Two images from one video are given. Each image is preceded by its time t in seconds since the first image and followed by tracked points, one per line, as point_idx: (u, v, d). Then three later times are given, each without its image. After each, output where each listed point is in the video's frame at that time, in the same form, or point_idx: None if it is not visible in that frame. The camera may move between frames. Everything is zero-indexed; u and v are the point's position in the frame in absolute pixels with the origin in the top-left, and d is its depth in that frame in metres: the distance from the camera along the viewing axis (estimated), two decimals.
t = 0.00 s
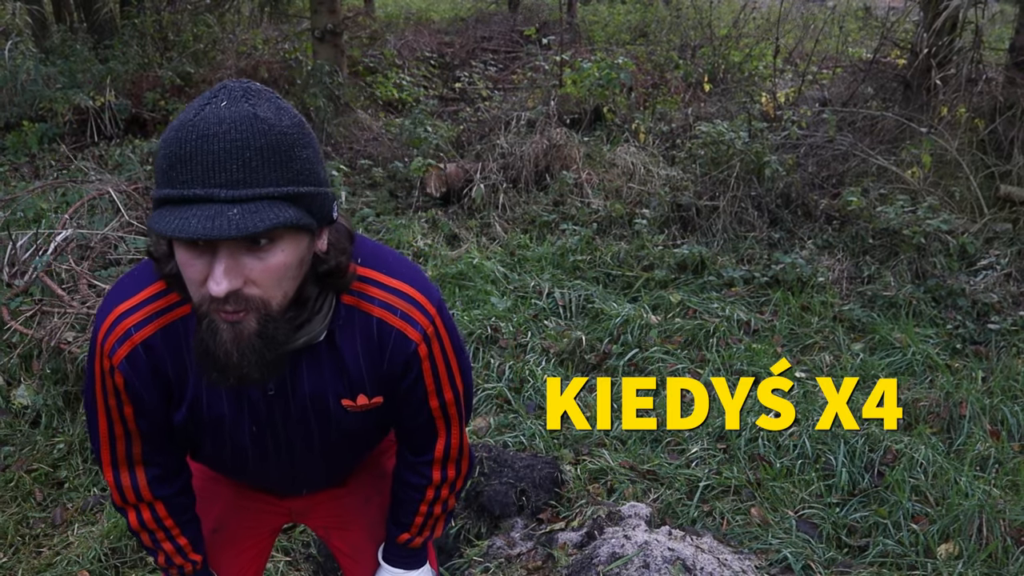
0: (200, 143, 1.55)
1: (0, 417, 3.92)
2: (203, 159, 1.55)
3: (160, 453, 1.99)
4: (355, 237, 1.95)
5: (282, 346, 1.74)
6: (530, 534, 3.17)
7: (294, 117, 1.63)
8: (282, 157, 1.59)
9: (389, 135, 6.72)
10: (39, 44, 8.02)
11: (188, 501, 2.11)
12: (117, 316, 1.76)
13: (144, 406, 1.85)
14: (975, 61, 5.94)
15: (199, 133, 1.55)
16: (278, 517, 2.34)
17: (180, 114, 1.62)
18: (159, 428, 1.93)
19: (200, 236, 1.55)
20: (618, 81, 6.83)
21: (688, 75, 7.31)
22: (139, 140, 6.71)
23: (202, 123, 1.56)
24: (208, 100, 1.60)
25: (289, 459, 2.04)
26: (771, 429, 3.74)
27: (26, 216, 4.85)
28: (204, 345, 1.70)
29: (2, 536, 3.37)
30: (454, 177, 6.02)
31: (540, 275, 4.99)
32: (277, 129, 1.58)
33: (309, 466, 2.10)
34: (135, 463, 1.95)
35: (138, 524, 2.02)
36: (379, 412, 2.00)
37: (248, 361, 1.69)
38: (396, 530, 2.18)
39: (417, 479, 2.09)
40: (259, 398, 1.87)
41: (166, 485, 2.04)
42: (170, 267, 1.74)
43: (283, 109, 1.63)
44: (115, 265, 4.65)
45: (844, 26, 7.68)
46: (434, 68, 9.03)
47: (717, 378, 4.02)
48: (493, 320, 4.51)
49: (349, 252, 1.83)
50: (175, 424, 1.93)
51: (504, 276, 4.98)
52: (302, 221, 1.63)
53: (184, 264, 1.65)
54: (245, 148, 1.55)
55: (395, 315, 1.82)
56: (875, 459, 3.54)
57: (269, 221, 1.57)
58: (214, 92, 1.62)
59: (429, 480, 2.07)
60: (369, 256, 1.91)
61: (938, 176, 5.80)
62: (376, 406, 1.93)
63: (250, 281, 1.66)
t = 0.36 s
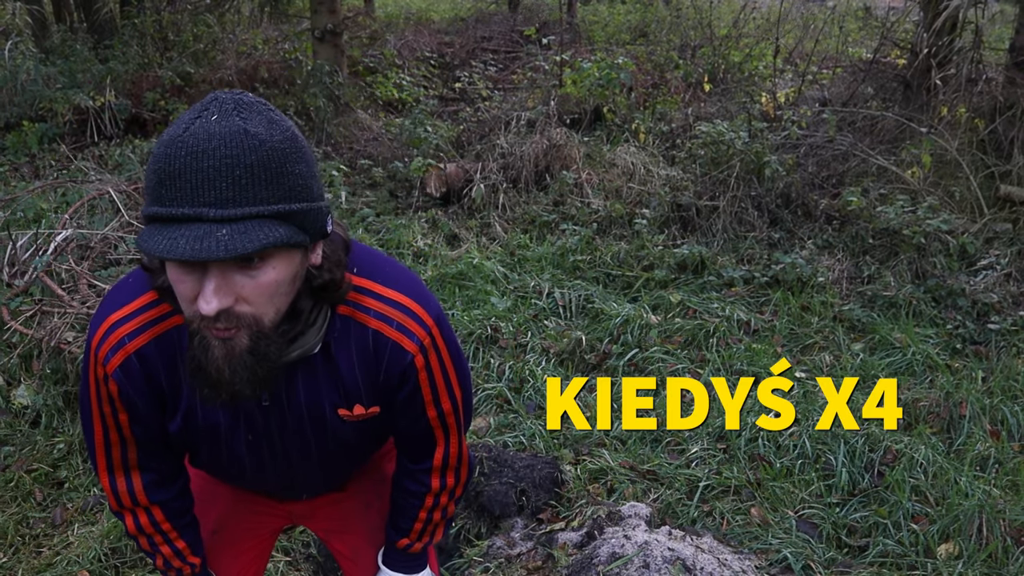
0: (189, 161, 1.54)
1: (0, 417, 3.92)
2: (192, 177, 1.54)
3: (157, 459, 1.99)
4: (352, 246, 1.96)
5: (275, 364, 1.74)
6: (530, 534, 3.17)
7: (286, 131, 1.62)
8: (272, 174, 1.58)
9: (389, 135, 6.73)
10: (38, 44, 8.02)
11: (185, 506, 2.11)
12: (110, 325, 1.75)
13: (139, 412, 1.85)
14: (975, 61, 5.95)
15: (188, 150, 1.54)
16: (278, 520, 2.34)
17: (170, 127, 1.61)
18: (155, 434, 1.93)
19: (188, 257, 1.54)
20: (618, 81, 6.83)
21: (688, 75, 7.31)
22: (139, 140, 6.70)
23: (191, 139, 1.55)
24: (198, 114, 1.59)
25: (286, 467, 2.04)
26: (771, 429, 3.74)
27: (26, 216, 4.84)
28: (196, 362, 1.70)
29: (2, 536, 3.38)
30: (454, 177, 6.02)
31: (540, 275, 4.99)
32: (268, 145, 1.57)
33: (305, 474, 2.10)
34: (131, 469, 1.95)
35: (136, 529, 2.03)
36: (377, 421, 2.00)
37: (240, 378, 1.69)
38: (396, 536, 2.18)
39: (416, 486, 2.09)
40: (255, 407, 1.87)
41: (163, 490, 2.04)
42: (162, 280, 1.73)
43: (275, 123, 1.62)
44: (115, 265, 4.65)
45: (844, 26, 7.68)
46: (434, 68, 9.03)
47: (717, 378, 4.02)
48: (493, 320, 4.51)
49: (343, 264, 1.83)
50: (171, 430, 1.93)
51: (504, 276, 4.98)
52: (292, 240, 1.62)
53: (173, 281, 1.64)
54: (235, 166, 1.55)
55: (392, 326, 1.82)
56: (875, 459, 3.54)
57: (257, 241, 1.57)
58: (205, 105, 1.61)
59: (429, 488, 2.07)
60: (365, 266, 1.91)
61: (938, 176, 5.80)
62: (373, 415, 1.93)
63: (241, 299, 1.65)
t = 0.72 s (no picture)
0: (186, 166, 1.53)
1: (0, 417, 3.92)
2: (189, 183, 1.54)
3: (157, 461, 1.99)
4: (351, 248, 1.95)
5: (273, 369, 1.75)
6: (529, 534, 3.17)
7: (283, 135, 1.62)
8: (270, 178, 1.57)
9: (389, 135, 6.73)
10: (38, 44, 8.02)
11: (185, 508, 2.11)
12: (109, 328, 1.75)
13: (138, 414, 1.85)
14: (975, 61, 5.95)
15: (185, 155, 1.54)
16: (278, 522, 2.34)
17: (167, 132, 1.61)
18: (154, 437, 1.93)
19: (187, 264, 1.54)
20: (618, 81, 6.82)
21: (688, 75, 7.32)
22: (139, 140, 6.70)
23: (188, 144, 1.54)
24: (195, 118, 1.59)
25: (286, 469, 2.04)
26: (771, 429, 3.74)
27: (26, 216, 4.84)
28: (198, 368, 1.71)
29: (2, 536, 3.38)
30: (454, 177, 6.02)
31: (540, 275, 4.99)
32: (265, 150, 1.57)
33: (306, 476, 2.10)
34: (131, 471, 1.95)
35: (135, 530, 2.03)
36: (378, 424, 2.00)
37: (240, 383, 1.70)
38: (397, 538, 2.18)
39: (416, 489, 2.08)
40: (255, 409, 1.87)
41: (163, 492, 2.04)
42: (160, 285, 1.74)
43: (273, 127, 1.61)
44: (115, 265, 4.64)
45: (844, 26, 7.68)
46: (434, 68, 9.03)
47: (717, 378, 4.02)
48: (493, 320, 4.51)
49: (343, 267, 1.83)
50: (170, 432, 1.93)
51: (504, 276, 4.98)
52: (291, 245, 1.62)
53: (172, 287, 1.64)
54: (232, 171, 1.54)
55: (393, 330, 1.82)
56: (875, 459, 3.54)
57: (256, 247, 1.57)
58: (201, 109, 1.60)
59: (429, 491, 2.07)
60: (365, 269, 1.91)
61: (939, 176, 5.80)
62: (374, 418, 1.93)
63: (240, 305, 1.65)
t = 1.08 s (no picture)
0: (202, 170, 1.54)
1: (0, 417, 3.92)
2: (207, 186, 1.54)
3: (160, 462, 2.00)
4: (357, 247, 1.95)
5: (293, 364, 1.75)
6: (529, 534, 3.17)
7: (295, 135, 1.62)
8: (286, 179, 1.58)
9: (389, 135, 6.74)
10: (38, 44, 8.02)
11: (188, 508, 2.11)
12: (115, 329, 1.76)
13: (142, 416, 1.85)
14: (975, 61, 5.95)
15: (201, 159, 1.54)
16: (279, 520, 2.34)
17: (177, 136, 1.60)
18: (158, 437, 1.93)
19: (208, 267, 1.54)
20: (618, 81, 6.82)
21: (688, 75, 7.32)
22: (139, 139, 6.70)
23: (203, 148, 1.54)
24: (206, 122, 1.59)
25: (290, 468, 2.04)
26: (771, 429, 3.74)
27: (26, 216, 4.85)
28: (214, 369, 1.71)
29: (3, 536, 3.38)
30: (454, 177, 6.02)
31: (540, 275, 4.99)
32: (280, 151, 1.58)
33: (309, 476, 2.09)
34: (134, 472, 1.95)
35: (138, 531, 2.03)
36: (381, 421, 1.99)
37: (257, 382, 1.71)
38: (398, 534, 2.17)
39: (419, 485, 2.08)
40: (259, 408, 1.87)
41: (166, 492, 2.04)
42: (172, 287, 1.74)
43: (284, 127, 1.62)
44: (115, 265, 4.64)
45: (844, 27, 7.68)
46: (434, 68, 9.03)
47: (717, 378, 4.02)
48: (493, 320, 4.51)
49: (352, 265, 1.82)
50: (175, 433, 1.94)
51: (504, 276, 4.98)
52: (309, 244, 1.63)
53: (189, 291, 1.64)
54: (249, 173, 1.55)
55: (398, 326, 1.82)
56: (875, 459, 3.54)
57: (276, 248, 1.57)
58: (212, 112, 1.61)
59: (432, 487, 2.06)
60: (370, 266, 1.91)
61: (938, 176, 5.80)
62: (378, 415, 1.93)
63: (258, 305, 1.66)
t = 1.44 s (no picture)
0: (211, 163, 1.54)
1: (0, 417, 3.92)
2: (215, 179, 1.54)
3: (162, 461, 2.00)
4: (360, 243, 1.96)
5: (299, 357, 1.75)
6: (529, 534, 3.17)
7: (301, 129, 1.63)
8: (293, 172, 1.59)
9: (389, 135, 6.74)
10: (38, 44, 8.02)
11: (190, 507, 2.11)
12: (120, 326, 1.76)
13: (146, 413, 1.85)
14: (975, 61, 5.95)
15: (209, 152, 1.54)
16: (279, 519, 2.34)
17: (183, 131, 1.60)
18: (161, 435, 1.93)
19: (218, 259, 1.54)
20: (618, 81, 6.82)
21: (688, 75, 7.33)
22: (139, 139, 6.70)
23: (210, 142, 1.55)
24: (212, 117, 1.59)
25: (293, 464, 2.04)
26: (771, 429, 3.74)
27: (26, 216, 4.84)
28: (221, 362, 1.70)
29: (3, 537, 3.38)
30: (454, 177, 6.02)
31: (540, 275, 4.99)
32: (287, 144, 1.58)
33: (312, 472, 2.09)
34: (137, 471, 1.95)
35: (140, 530, 2.03)
36: (383, 415, 2.00)
37: (264, 376, 1.70)
38: (398, 530, 2.17)
39: (420, 480, 2.08)
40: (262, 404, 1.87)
41: (169, 490, 2.04)
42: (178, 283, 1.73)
43: (290, 122, 1.63)
44: (115, 265, 4.64)
45: (844, 27, 7.69)
46: (434, 68, 9.03)
47: (717, 378, 4.02)
48: (493, 320, 4.51)
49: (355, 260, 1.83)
50: (178, 431, 1.94)
51: (504, 276, 4.98)
52: (316, 236, 1.64)
53: (196, 284, 1.63)
54: (257, 166, 1.55)
55: (401, 320, 1.82)
56: (875, 459, 3.54)
57: (285, 239, 1.57)
58: (218, 107, 1.61)
59: (433, 481, 2.06)
60: (373, 261, 1.91)
61: (938, 176, 5.81)
62: (380, 409, 1.93)
63: (266, 297, 1.65)
